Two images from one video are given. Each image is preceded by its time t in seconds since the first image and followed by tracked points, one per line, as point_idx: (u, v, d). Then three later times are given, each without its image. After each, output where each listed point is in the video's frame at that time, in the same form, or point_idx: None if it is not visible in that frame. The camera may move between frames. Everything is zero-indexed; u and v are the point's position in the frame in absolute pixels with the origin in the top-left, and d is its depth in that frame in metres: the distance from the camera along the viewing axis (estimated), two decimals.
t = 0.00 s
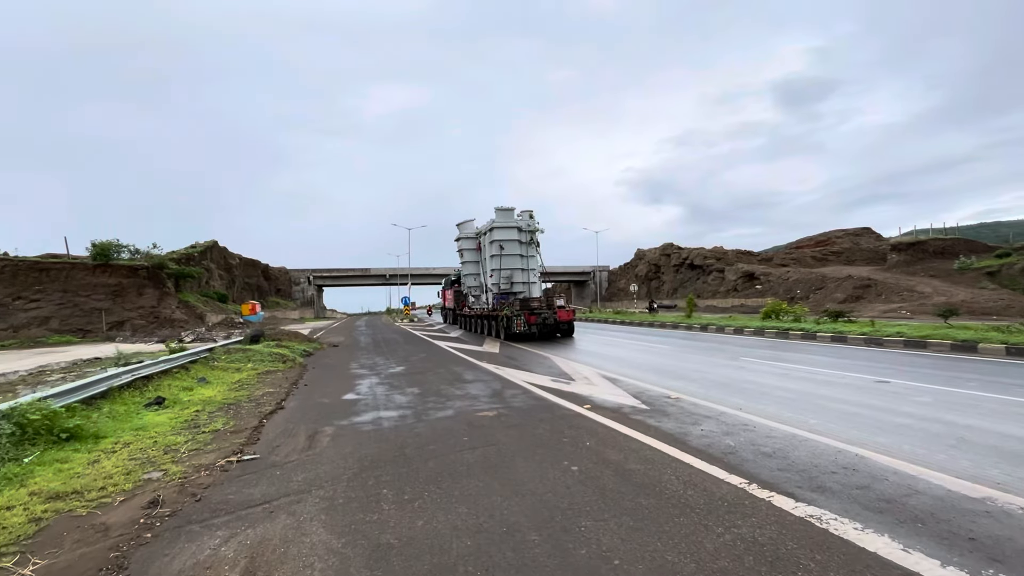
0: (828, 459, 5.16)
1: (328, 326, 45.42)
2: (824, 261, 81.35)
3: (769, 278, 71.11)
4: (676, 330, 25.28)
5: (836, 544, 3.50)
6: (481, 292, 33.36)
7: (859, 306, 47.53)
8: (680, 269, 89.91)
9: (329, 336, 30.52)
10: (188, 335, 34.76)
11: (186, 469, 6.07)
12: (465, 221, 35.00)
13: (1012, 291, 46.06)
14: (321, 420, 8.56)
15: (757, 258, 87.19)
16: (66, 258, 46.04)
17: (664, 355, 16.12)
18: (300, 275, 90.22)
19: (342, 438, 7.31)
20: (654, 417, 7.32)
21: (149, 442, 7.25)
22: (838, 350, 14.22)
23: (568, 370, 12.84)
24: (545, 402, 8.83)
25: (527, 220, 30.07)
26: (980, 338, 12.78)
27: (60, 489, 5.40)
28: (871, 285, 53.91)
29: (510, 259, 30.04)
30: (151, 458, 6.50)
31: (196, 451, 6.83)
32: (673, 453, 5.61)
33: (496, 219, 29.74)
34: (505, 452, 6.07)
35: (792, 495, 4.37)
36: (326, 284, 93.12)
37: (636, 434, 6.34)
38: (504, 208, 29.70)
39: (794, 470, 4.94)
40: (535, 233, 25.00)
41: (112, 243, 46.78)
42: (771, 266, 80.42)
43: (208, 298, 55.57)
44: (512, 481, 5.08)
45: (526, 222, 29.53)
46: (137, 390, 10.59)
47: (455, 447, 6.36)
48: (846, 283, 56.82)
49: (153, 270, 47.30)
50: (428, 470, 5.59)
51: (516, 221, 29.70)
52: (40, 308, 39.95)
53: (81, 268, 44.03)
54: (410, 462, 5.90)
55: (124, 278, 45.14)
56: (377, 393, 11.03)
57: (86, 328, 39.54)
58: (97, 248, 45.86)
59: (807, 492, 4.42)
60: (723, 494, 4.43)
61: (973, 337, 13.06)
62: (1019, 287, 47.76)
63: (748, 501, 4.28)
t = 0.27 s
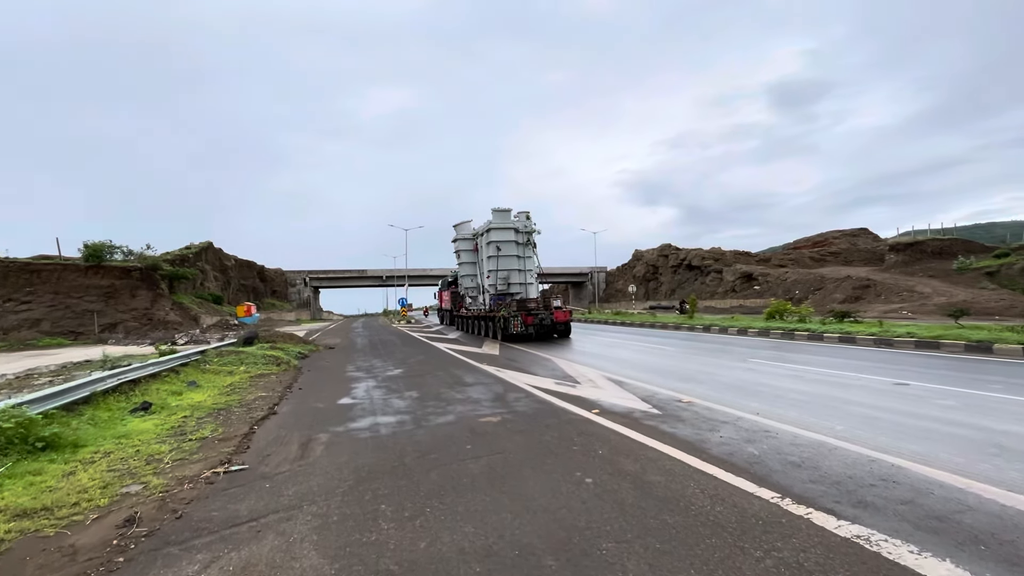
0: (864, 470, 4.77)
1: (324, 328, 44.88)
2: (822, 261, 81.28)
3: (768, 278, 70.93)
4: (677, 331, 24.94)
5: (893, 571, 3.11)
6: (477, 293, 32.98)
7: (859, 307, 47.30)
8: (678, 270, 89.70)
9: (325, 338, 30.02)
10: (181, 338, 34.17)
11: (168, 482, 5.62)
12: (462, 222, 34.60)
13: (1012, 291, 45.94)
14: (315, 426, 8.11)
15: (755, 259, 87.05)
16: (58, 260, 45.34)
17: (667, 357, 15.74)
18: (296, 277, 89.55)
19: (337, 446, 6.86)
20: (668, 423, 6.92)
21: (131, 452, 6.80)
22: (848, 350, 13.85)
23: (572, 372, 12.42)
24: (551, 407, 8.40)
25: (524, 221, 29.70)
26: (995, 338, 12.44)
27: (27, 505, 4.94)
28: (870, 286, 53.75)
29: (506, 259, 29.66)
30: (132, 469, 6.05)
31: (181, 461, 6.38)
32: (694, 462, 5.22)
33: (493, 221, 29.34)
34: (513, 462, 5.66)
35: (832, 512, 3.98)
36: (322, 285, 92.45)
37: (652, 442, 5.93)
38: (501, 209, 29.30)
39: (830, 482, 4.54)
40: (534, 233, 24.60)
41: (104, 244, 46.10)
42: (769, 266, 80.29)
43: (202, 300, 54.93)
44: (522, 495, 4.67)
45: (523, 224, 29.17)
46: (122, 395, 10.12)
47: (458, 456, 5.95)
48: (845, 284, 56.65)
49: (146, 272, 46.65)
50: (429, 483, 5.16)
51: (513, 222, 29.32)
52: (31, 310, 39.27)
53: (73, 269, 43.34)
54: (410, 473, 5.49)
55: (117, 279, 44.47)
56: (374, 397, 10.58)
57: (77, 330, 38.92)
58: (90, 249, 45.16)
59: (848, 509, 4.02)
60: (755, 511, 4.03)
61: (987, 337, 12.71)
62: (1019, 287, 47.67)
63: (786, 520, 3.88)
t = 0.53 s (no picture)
0: (902, 488, 4.42)
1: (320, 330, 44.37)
2: (819, 262, 81.32)
3: (766, 279, 70.87)
4: (677, 332, 24.64)
5: None
6: (474, 295, 32.58)
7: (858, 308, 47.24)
8: (675, 271, 89.61)
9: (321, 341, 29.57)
10: (174, 340, 33.62)
11: (148, 501, 5.21)
12: (459, 224, 34.24)
13: (1010, 292, 45.94)
14: (309, 436, 7.70)
15: (753, 260, 87.03)
16: (49, 261, 44.68)
17: (669, 359, 15.40)
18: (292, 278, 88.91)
19: (331, 459, 6.47)
20: (682, 433, 6.55)
21: (112, 466, 6.38)
22: (856, 353, 13.53)
23: (575, 376, 12.06)
24: (557, 414, 8.02)
25: (520, 223, 29.33)
26: (1008, 341, 12.14)
27: None
28: (869, 286, 53.68)
29: (503, 261, 29.25)
30: (110, 486, 5.63)
31: (164, 476, 5.97)
32: (717, 479, 4.86)
33: (489, 222, 29.00)
34: (519, 477, 5.29)
35: (877, 538, 3.62)
36: (318, 287, 91.84)
37: (668, 455, 5.57)
38: (497, 211, 28.97)
39: (868, 502, 4.19)
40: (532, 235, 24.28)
41: (96, 245, 45.43)
42: (766, 267, 80.23)
43: (196, 302, 54.30)
44: (534, 516, 4.30)
45: (519, 225, 28.83)
46: (107, 403, 9.67)
47: (461, 471, 5.57)
48: (844, 284, 56.58)
49: (139, 273, 45.99)
50: (430, 502, 4.77)
51: (509, 224, 28.96)
52: (20, 312, 38.61)
53: (64, 271, 42.66)
54: (411, 490, 5.10)
55: (109, 281, 43.83)
56: (371, 403, 10.17)
57: (68, 333, 38.30)
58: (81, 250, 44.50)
59: (893, 534, 3.67)
60: (791, 537, 3.68)
61: (1000, 340, 12.40)
62: (1017, 287, 47.67)
63: (830, 549, 3.50)
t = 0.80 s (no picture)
0: (949, 502, 4.04)
1: (317, 331, 43.93)
2: (817, 263, 81.18)
3: (765, 279, 70.69)
4: (678, 333, 24.31)
5: None
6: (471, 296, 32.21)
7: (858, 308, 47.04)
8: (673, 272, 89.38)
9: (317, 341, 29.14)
10: (168, 341, 33.14)
11: (124, 515, 4.79)
12: (456, 224, 33.82)
13: (1010, 292, 45.76)
14: (302, 442, 7.28)
15: (751, 260, 86.88)
16: (42, 261, 44.12)
17: (673, 360, 15.04)
18: (289, 279, 88.33)
19: (325, 467, 6.07)
20: (699, 439, 6.16)
21: (90, 475, 5.96)
22: (867, 354, 13.17)
23: (579, 378, 11.67)
24: (563, 418, 7.62)
25: (518, 223, 28.89)
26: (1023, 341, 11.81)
27: None
28: (868, 287, 53.47)
29: (500, 263, 28.86)
30: (85, 499, 5.21)
31: (145, 487, 5.55)
32: (744, 490, 4.47)
33: (486, 223, 28.64)
34: (527, 487, 4.90)
35: (931, 559, 3.25)
36: (315, 287, 91.28)
37: (687, 463, 5.18)
38: (494, 211, 28.61)
39: (914, 518, 3.81)
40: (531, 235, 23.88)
41: (89, 245, 44.84)
42: (765, 268, 80.05)
43: (192, 303, 53.78)
44: (546, 534, 3.90)
45: (516, 226, 28.41)
46: (91, 407, 9.23)
47: (464, 481, 5.17)
48: (843, 285, 56.38)
49: (133, 274, 45.45)
50: (431, 517, 4.37)
51: (506, 225, 28.55)
52: (12, 313, 38.04)
53: (56, 271, 42.10)
54: (410, 503, 4.70)
55: (103, 281, 43.28)
56: (368, 406, 9.75)
57: (61, 334, 37.79)
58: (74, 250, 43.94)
59: (949, 555, 3.29)
60: (835, 558, 3.30)
61: (1015, 340, 12.07)
62: (1017, 288, 47.51)
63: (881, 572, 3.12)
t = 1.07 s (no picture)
0: (1008, 528, 3.65)
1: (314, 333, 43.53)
2: (818, 264, 80.93)
3: (765, 280, 70.42)
4: (681, 335, 23.94)
5: None
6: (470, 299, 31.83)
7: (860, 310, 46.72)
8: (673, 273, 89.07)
9: (315, 344, 28.70)
10: (164, 343, 32.70)
11: (98, 540, 4.37)
12: (455, 226, 33.44)
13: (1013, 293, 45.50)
14: (295, 454, 6.87)
15: (751, 262, 86.59)
16: (37, 262, 43.68)
17: (679, 363, 14.66)
18: (287, 280, 87.85)
19: (318, 482, 5.65)
20: (719, 452, 5.75)
21: (66, 492, 5.54)
22: (879, 357, 12.78)
23: (584, 382, 11.27)
24: (572, 428, 7.23)
25: (516, 225, 28.52)
26: None
27: None
28: (870, 288, 53.20)
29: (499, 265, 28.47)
30: (56, 521, 4.79)
31: (124, 506, 5.15)
32: (779, 514, 4.07)
33: (485, 225, 28.27)
34: (539, 508, 4.50)
35: None
36: (313, 289, 90.81)
37: (711, 481, 4.78)
38: (493, 213, 28.24)
39: (973, 548, 3.42)
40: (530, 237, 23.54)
41: (85, 246, 44.38)
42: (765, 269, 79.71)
43: (189, 304, 53.30)
44: (562, 565, 3.51)
45: (514, 228, 28.05)
46: (76, 415, 8.82)
47: (469, 500, 4.77)
48: (844, 286, 56.10)
49: (130, 275, 44.98)
50: (435, 542, 3.98)
51: (505, 227, 28.21)
52: (6, 315, 37.57)
53: (52, 272, 41.63)
54: (411, 526, 4.29)
55: (98, 283, 42.82)
56: (366, 414, 9.33)
57: (55, 336, 37.28)
58: (70, 251, 43.48)
59: None
60: None
61: None
62: (1021, 289, 47.18)
63: None
